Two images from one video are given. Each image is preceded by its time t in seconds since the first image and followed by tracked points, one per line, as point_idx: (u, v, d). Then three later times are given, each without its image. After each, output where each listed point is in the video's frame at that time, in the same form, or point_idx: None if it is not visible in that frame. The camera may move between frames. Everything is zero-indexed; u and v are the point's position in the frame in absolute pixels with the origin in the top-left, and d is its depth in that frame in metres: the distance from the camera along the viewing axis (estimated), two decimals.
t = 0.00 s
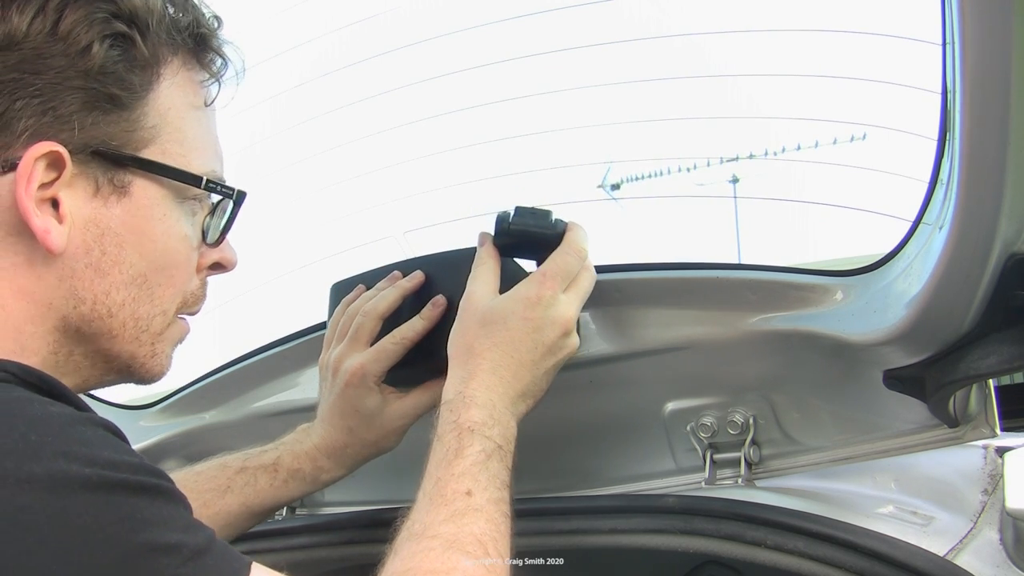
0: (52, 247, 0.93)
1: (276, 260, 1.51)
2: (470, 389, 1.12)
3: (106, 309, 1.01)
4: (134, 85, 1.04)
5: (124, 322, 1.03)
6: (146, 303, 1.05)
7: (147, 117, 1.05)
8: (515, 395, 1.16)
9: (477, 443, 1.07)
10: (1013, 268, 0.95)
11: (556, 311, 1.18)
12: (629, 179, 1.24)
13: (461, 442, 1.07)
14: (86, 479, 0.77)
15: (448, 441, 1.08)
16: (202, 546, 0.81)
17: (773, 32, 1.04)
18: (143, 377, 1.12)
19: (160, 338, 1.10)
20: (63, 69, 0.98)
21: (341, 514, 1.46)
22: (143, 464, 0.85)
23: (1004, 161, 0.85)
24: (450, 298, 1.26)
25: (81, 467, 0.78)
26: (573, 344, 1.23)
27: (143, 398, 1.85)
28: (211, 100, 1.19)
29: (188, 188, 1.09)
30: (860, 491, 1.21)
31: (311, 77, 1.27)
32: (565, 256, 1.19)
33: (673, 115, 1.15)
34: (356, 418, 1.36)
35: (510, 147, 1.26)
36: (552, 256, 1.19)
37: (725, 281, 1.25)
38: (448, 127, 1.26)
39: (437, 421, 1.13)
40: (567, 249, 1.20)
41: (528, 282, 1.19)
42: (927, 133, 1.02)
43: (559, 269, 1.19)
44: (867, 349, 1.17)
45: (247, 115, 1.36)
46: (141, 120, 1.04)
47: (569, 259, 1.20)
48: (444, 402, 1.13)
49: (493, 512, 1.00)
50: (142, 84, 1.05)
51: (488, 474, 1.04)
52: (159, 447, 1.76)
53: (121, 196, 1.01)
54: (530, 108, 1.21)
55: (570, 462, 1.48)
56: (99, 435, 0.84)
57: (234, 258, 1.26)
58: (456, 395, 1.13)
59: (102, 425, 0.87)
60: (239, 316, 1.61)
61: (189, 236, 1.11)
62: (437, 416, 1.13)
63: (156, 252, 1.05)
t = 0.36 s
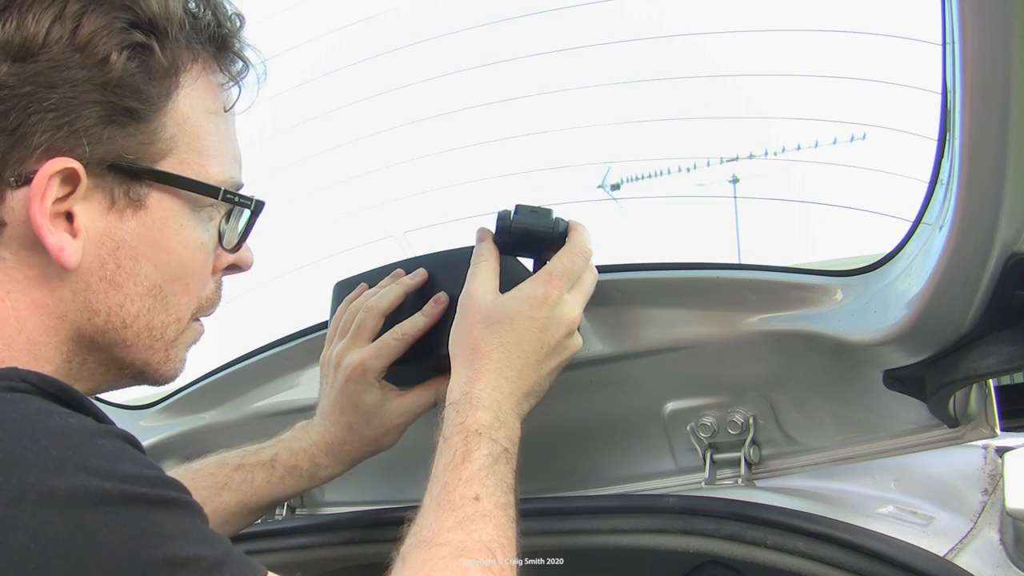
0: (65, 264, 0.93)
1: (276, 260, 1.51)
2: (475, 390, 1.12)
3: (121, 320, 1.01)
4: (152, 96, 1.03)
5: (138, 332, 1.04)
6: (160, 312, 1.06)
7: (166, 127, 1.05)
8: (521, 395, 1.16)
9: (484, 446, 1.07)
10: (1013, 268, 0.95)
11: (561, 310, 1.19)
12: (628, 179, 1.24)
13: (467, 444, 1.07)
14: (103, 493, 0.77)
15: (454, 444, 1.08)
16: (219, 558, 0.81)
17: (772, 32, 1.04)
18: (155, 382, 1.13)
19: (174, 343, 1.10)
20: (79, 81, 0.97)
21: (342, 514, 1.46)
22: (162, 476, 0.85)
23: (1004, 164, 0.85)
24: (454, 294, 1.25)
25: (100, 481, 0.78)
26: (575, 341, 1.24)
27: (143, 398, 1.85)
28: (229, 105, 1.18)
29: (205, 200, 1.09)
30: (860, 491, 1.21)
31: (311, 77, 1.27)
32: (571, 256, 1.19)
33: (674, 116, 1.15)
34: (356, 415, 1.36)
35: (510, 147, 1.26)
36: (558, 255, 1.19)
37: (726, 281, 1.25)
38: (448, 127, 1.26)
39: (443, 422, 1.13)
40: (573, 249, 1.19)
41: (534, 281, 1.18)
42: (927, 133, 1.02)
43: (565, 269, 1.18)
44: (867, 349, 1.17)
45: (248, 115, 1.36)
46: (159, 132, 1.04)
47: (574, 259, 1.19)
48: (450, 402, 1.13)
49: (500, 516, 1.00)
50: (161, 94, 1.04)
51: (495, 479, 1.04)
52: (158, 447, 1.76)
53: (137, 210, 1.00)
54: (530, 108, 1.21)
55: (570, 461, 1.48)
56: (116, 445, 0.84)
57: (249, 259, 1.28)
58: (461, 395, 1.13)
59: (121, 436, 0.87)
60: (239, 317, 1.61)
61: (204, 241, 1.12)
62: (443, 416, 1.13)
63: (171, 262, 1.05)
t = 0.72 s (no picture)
0: (68, 270, 0.93)
1: (275, 260, 1.51)
2: (474, 380, 1.13)
3: (121, 325, 1.01)
4: (161, 105, 1.03)
5: (137, 337, 1.04)
6: (160, 318, 1.06)
7: (172, 136, 1.05)
8: (521, 384, 1.16)
9: (484, 437, 1.07)
10: (1013, 268, 0.95)
11: (558, 298, 1.18)
12: (628, 179, 1.24)
13: (467, 435, 1.07)
14: (98, 487, 0.77)
15: (454, 435, 1.08)
16: (217, 551, 0.82)
17: (772, 32, 1.04)
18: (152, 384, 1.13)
19: (172, 348, 1.11)
20: (87, 89, 0.97)
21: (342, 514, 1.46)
22: (161, 472, 0.84)
23: (1004, 164, 0.85)
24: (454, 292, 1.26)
25: (94, 476, 0.78)
26: (576, 333, 1.23)
27: (143, 398, 1.85)
28: (235, 113, 1.18)
29: (206, 208, 1.09)
30: (860, 491, 1.21)
31: (311, 77, 1.27)
32: (565, 246, 1.20)
33: (674, 115, 1.15)
34: (355, 415, 1.36)
35: (510, 147, 1.26)
36: (554, 246, 1.20)
37: (726, 281, 1.25)
38: (449, 126, 1.26)
39: (443, 414, 1.14)
40: (568, 240, 1.21)
41: (530, 269, 1.18)
42: (927, 133, 1.02)
43: (560, 257, 1.19)
44: (867, 349, 1.17)
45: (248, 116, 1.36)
46: (164, 140, 1.04)
47: (569, 249, 1.20)
48: (450, 393, 1.14)
49: (501, 506, 1.00)
50: (170, 103, 1.04)
51: (496, 469, 1.04)
52: (158, 447, 1.76)
53: (140, 217, 1.01)
54: (530, 108, 1.21)
55: (569, 462, 1.48)
56: (109, 437, 0.84)
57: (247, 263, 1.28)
58: (461, 386, 1.13)
59: (117, 430, 0.87)
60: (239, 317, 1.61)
61: (205, 247, 1.12)
62: (443, 408, 1.13)
63: (172, 269, 1.05)
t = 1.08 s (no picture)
0: (66, 270, 0.93)
1: (275, 260, 1.51)
2: (465, 378, 1.13)
3: (115, 328, 1.01)
4: (161, 110, 1.04)
5: (130, 340, 1.04)
6: (153, 322, 1.06)
7: (170, 141, 1.06)
8: (512, 381, 1.16)
9: (474, 434, 1.06)
10: (1013, 268, 0.95)
11: (547, 296, 1.19)
12: (628, 179, 1.23)
13: (458, 433, 1.07)
14: (83, 480, 0.77)
15: (444, 433, 1.08)
16: (201, 545, 0.82)
17: (772, 32, 1.04)
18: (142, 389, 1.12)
19: (163, 353, 1.10)
20: (90, 92, 0.98)
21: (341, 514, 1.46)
22: (143, 465, 0.84)
23: (1004, 163, 0.85)
24: (451, 291, 1.26)
25: (78, 468, 0.78)
26: (567, 331, 1.23)
27: (143, 398, 1.85)
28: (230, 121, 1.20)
29: (201, 213, 1.10)
30: (860, 491, 1.21)
31: (312, 77, 1.27)
32: (554, 244, 1.21)
33: (674, 115, 1.15)
34: (355, 414, 1.36)
35: (510, 147, 1.26)
36: (544, 245, 1.20)
37: (725, 281, 1.25)
38: (450, 126, 1.26)
39: (434, 413, 1.13)
40: (558, 238, 1.21)
41: (519, 269, 1.20)
42: (927, 133, 1.02)
43: (549, 256, 1.20)
44: (867, 349, 1.17)
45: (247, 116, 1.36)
46: (163, 145, 1.04)
47: (558, 247, 1.21)
48: (441, 392, 1.13)
49: (491, 504, 1.00)
50: (169, 108, 1.05)
51: (486, 467, 1.04)
52: (158, 447, 1.76)
53: (137, 220, 1.01)
54: (529, 108, 1.21)
55: (569, 462, 1.47)
56: (94, 432, 0.84)
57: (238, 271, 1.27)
58: (452, 384, 1.13)
59: (100, 424, 0.87)
60: (240, 317, 1.61)
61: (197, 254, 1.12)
62: (434, 407, 1.13)
63: (167, 274, 1.05)
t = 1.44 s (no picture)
0: (70, 273, 0.93)
1: (276, 260, 1.51)
2: (461, 383, 1.13)
3: (112, 335, 1.01)
4: (168, 119, 1.04)
5: (126, 348, 1.03)
6: (149, 331, 1.06)
7: (176, 149, 1.06)
8: (508, 386, 1.16)
9: (469, 437, 1.06)
10: (1013, 268, 0.95)
11: (542, 301, 1.19)
12: (628, 179, 1.24)
13: (453, 436, 1.07)
14: (76, 481, 0.77)
15: (439, 436, 1.08)
16: (195, 546, 0.82)
17: (771, 32, 1.04)
18: (134, 398, 1.12)
19: (157, 363, 1.10)
20: (100, 97, 0.98)
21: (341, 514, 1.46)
22: (134, 465, 0.84)
23: (1004, 163, 0.85)
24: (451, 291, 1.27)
25: (70, 469, 0.78)
26: (563, 335, 1.23)
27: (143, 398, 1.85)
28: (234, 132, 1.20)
29: (202, 225, 1.10)
30: (860, 491, 1.21)
31: (312, 77, 1.28)
32: (550, 249, 1.21)
33: (674, 115, 1.15)
34: (355, 414, 1.36)
35: (510, 147, 1.26)
36: (539, 249, 1.20)
37: (726, 281, 1.25)
38: (450, 126, 1.26)
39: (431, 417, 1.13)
40: (553, 243, 1.21)
41: (514, 273, 1.20)
42: (927, 133, 1.02)
43: (543, 260, 1.20)
44: (867, 349, 1.17)
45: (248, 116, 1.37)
46: (169, 152, 1.05)
47: (553, 252, 1.21)
48: (437, 396, 1.14)
49: (486, 506, 1.00)
50: (177, 117, 1.06)
51: (481, 469, 1.04)
52: (157, 447, 1.76)
53: (140, 228, 1.01)
54: (529, 108, 1.21)
55: (569, 462, 1.47)
56: (88, 434, 0.84)
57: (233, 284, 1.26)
58: (447, 389, 1.13)
59: (92, 424, 0.87)
60: (240, 317, 1.61)
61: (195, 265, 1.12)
62: (430, 411, 1.13)
63: (166, 283, 1.06)
